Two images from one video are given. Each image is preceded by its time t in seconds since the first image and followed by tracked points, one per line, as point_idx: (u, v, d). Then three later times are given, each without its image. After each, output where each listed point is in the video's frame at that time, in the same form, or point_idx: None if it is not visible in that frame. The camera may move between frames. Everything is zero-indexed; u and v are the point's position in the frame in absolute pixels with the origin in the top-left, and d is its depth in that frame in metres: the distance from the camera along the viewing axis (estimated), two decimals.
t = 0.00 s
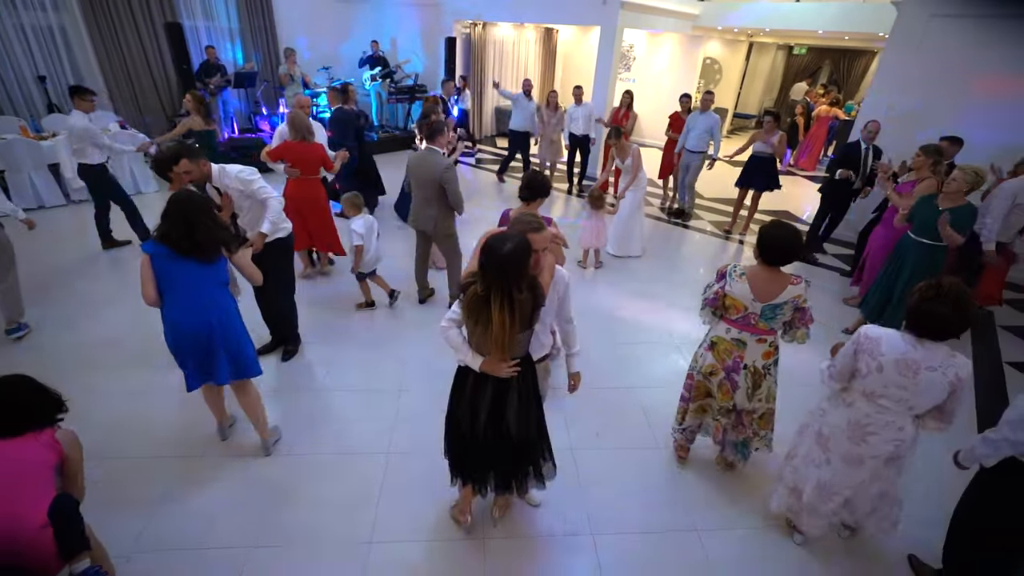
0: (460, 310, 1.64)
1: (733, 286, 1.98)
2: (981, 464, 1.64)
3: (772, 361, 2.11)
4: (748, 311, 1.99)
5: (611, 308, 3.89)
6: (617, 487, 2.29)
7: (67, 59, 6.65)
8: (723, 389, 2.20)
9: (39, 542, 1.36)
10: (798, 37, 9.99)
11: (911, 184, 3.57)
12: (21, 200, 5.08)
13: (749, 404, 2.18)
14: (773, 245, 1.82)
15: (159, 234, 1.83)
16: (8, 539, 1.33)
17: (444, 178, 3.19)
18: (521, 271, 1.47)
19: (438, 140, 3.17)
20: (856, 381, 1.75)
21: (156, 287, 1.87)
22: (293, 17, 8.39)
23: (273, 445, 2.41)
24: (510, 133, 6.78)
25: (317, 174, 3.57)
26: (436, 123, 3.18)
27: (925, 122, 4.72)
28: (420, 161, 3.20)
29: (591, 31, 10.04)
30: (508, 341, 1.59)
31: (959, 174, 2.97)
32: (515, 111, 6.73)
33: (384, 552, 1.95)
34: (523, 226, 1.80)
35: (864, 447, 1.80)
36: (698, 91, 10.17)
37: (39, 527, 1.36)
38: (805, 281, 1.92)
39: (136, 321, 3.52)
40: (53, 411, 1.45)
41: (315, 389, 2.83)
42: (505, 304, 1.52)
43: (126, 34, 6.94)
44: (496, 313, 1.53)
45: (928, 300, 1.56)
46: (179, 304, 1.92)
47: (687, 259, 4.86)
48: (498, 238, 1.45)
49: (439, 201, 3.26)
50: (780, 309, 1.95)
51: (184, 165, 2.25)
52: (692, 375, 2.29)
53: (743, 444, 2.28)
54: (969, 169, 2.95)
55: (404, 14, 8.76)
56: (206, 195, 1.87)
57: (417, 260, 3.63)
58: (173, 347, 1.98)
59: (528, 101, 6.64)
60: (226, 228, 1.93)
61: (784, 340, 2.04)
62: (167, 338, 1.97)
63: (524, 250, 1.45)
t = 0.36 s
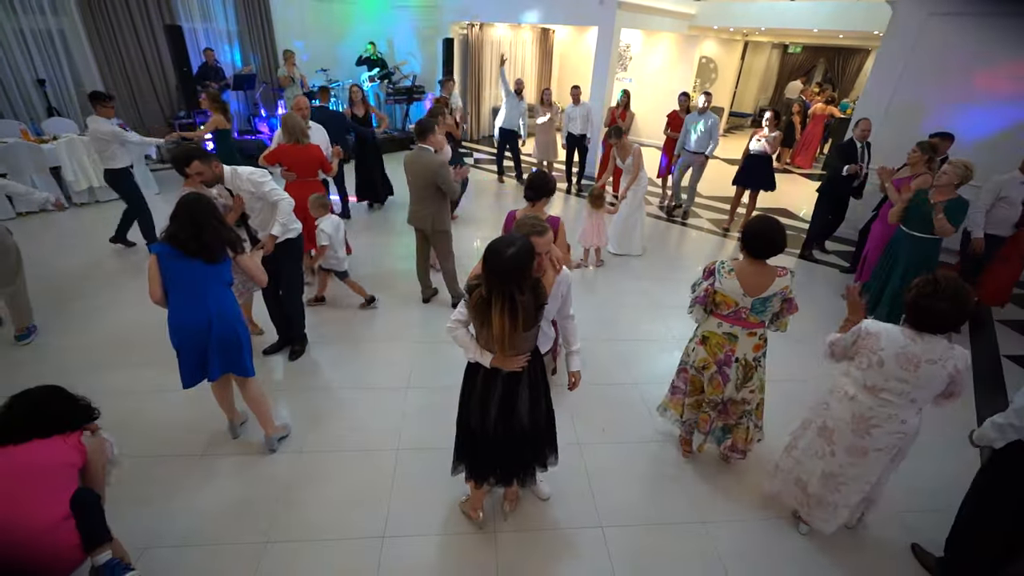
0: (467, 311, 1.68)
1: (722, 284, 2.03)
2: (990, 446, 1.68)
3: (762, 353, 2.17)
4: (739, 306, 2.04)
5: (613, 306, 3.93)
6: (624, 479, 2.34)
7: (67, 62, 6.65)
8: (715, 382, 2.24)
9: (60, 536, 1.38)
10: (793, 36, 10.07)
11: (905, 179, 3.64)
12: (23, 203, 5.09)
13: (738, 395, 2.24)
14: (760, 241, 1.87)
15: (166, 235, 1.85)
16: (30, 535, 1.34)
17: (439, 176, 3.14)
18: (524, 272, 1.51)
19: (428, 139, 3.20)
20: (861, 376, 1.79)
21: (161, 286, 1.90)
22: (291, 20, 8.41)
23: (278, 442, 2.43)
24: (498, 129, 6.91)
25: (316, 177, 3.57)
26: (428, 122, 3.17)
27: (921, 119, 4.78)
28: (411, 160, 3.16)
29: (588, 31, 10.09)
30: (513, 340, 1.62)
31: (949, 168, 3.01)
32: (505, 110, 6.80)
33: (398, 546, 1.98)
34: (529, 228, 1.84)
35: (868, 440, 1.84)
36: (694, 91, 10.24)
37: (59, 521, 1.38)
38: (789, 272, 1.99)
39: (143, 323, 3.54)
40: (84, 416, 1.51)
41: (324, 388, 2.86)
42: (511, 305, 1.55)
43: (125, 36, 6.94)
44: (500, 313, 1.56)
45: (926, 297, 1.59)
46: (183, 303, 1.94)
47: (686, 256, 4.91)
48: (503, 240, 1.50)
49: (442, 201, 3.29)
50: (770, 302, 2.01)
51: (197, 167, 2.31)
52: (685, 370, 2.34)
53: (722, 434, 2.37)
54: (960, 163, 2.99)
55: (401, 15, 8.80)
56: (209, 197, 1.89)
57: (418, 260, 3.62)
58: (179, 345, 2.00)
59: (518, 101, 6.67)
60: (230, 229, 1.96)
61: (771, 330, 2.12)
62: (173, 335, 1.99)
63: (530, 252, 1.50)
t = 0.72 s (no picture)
0: (476, 311, 1.70)
1: (722, 278, 2.07)
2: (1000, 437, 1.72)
3: (763, 351, 2.19)
4: (738, 301, 2.08)
5: (619, 303, 3.96)
6: (637, 472, 2.37)
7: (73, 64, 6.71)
8: (713, 375, 2.28)
9: (86, 523, 1.38)
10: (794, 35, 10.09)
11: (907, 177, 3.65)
12: (33, 205, 5.15)
13: (734, 387, 2.27)
14: (764, 238, 1.89)
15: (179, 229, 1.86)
16: (58, 522, 1.34)
17: (444, 172, 3.15)
18: (528, 268, 1.52)
19: (432, 139, 3.17)
20: (882, 368, 1.82)
21: (179, 281, 1.93)
22: (294, 21, 8.45)
23: (272, 442, 2.44)
24: (498, 127, 6.95)
25: (321, 178, 3.56)
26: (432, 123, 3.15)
27: (925, 116, 4.79)
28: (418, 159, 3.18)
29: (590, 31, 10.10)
30: (519, 335, 1.63)
31: (942, 165, 3.00)
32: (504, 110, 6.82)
33: (413, 539, 2.01)
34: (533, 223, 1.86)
35: (889, 434, 1.87)
36: (696, 89, 10.25)
37: (86, 508, 1.38)
38: (794, 271, 2.00)
39: (155, 322, 3.59)
40: (101, 413, 1.55)
41: (337, 384, 2.89)
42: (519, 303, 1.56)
43: (130, 39, 6.99)
44: (505, 310, 1.57)
45: (948, 291, 1.62)
46: (200, 297, 1.97)
47: (690, 254, 4.94)
48: (507, 237, 1.53)
49: (451, 199, 3.32)
50: (769, 299, 2.03)
51: (227, 150, 2.45)
52: (688, 362, 2.39)
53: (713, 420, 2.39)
54: (953, 159, 2.97)
55: (404, 16, 8.83)
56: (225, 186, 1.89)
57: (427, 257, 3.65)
58: (195, 340, 2.03)
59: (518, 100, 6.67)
60: (244, 220, 1.97)
61: (775, 329, 2.14)
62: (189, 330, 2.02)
63: (531, 248, 1.52)
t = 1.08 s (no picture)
0: (485, 310, 1.70)
1: (735, 274, 2.13)
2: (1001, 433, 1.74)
3: (773, 351, 2.20)
4: (748, 297, 2.12)
5: (626, 301, 4.00)
6: (649, 465, 2.41)
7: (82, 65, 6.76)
8: (720, 369, 2.32)
9: (115, 504, 1.41)
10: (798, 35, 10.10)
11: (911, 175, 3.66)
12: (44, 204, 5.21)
13: (741, 382, 2.30)
14: (777, 236, 1.92)
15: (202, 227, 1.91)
16: (90, 503, 1.37)
17: (456, 172, 3.20)
18: (537, 264, 1.52)
19: (442, 139, 3.20)
20: (917, 366, 1.84)
21: (207, 279, 2.01)
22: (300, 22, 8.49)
23: (288, 436, 2.49)
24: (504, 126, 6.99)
25: (330, 178, 3.60)
26: (441, 121, 3.15)
27: (930, 116, 4.81)
28: (428, 159, 3.22)
29: (594, 31, 10.13)
30: (530, 332, 1.65)
31: (941, 163, 3.02)
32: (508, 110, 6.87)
33: (428, 530, 2.06)
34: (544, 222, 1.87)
35: (926, 430, 1.87)
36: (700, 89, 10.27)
37: (116, 488, 1.41)
38: (807, 272, 1.99)
39: (169, 319, 3.64)
40: (129, 403, 1.58)
41: (350, 381, 2.93)
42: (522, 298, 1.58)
43: (139, 39, 7.04)
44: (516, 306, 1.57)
45: (985, 291, 1.62)
46: (222, 295, 2.03)
47: (696, 253, 4.97)
48: (517, 234, 1.52)
49: (461, 198, 3.35)
50: (777, 297, 2.04)
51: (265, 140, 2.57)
52: (698, 355, 2.44)
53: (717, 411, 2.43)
54: (951, 156, 2.99)
55: (409, 16, 8.88)
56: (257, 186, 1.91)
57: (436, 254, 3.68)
58: (217, 336, 2.11)
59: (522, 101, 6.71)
60: (271, 218, 1.96)
61: (786, 331, 2.12)
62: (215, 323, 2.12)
63: (535, 245, 1.51)
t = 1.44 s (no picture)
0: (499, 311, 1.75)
1: (772, 270, 2.17)
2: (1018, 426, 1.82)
3: (804, 349, 2.23)
4: (782, 295, 2.16)
5: (637, 300, 4.02)
6: (663, 458, 2.46)
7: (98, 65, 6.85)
8: (750, 366, 2.34)
9: (146, 491, 1.46)
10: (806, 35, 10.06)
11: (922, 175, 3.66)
12: (62, 202, 5.29)
13: (771, 380, 2.33)
14: (818, 236, 1.96)
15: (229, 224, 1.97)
16: (125, 489, 1.42)
17: (473, 173, 3.26)
18: (559, 254, 1.58)
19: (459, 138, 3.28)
20: (946, 367, 1.90)
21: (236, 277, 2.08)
22: (311, 23, 8.59)
23: (307, 430, 2.54)
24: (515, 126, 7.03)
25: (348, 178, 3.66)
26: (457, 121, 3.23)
27: (941, 117, 4.80)
28: (445, 159, 3.26)
29: (602, 31, 10.15)
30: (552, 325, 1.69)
31: (960, 165, 3.00)
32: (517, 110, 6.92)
33: (445, 522, 2.09)
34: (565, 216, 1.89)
35: (958, 429, 1.90)
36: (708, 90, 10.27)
37: (148, 474, 1.46)
38: (845, 275, 2.03)
39: (187, 316, 3.71)
40: (156, 394, 1.64)
41: (367, 376, 2.97)
42: (543, 293, 1.64)
43: (153, 39, 7.14)
44: (535, 301, 1.65)
45: None
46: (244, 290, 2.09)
47: (706, 253, 4.99)
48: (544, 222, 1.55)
49: (476, 196, 3.39)
50: (812, 297, 2.08)
51: (290, 144, 2.74)
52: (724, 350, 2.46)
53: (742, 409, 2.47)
54: (971, 159, 2.96)
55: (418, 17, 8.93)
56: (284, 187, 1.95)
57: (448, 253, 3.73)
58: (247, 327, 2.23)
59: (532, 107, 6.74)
60: (299, 221, 1.98)
61: (821, 332, 2.15)
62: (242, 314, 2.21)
63: (552, 238, 1.54)
